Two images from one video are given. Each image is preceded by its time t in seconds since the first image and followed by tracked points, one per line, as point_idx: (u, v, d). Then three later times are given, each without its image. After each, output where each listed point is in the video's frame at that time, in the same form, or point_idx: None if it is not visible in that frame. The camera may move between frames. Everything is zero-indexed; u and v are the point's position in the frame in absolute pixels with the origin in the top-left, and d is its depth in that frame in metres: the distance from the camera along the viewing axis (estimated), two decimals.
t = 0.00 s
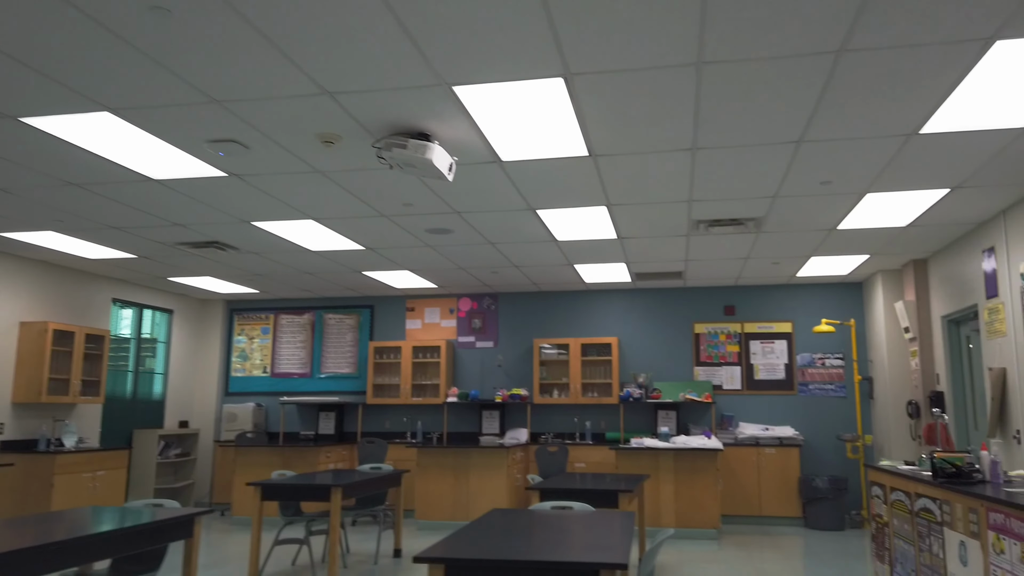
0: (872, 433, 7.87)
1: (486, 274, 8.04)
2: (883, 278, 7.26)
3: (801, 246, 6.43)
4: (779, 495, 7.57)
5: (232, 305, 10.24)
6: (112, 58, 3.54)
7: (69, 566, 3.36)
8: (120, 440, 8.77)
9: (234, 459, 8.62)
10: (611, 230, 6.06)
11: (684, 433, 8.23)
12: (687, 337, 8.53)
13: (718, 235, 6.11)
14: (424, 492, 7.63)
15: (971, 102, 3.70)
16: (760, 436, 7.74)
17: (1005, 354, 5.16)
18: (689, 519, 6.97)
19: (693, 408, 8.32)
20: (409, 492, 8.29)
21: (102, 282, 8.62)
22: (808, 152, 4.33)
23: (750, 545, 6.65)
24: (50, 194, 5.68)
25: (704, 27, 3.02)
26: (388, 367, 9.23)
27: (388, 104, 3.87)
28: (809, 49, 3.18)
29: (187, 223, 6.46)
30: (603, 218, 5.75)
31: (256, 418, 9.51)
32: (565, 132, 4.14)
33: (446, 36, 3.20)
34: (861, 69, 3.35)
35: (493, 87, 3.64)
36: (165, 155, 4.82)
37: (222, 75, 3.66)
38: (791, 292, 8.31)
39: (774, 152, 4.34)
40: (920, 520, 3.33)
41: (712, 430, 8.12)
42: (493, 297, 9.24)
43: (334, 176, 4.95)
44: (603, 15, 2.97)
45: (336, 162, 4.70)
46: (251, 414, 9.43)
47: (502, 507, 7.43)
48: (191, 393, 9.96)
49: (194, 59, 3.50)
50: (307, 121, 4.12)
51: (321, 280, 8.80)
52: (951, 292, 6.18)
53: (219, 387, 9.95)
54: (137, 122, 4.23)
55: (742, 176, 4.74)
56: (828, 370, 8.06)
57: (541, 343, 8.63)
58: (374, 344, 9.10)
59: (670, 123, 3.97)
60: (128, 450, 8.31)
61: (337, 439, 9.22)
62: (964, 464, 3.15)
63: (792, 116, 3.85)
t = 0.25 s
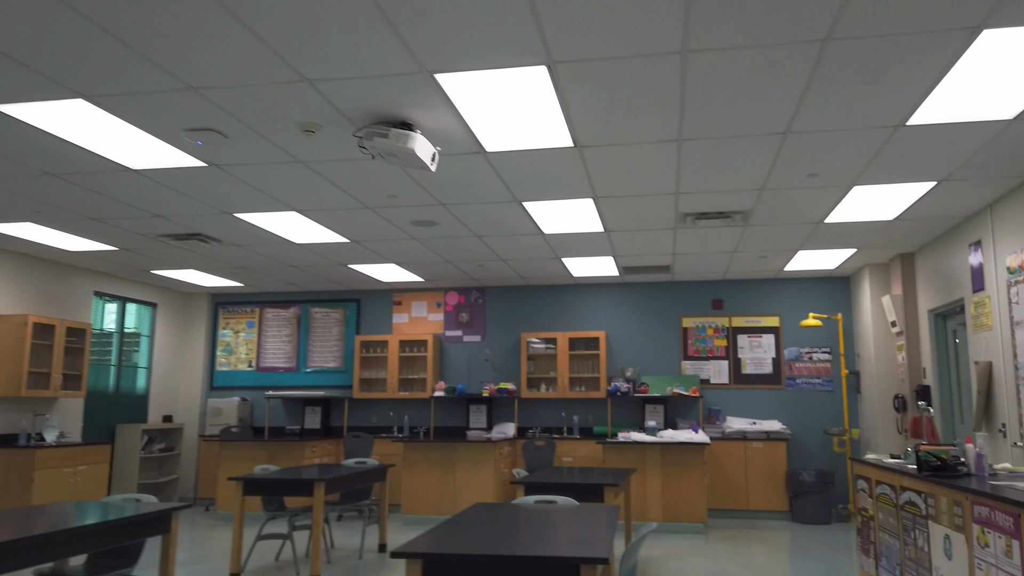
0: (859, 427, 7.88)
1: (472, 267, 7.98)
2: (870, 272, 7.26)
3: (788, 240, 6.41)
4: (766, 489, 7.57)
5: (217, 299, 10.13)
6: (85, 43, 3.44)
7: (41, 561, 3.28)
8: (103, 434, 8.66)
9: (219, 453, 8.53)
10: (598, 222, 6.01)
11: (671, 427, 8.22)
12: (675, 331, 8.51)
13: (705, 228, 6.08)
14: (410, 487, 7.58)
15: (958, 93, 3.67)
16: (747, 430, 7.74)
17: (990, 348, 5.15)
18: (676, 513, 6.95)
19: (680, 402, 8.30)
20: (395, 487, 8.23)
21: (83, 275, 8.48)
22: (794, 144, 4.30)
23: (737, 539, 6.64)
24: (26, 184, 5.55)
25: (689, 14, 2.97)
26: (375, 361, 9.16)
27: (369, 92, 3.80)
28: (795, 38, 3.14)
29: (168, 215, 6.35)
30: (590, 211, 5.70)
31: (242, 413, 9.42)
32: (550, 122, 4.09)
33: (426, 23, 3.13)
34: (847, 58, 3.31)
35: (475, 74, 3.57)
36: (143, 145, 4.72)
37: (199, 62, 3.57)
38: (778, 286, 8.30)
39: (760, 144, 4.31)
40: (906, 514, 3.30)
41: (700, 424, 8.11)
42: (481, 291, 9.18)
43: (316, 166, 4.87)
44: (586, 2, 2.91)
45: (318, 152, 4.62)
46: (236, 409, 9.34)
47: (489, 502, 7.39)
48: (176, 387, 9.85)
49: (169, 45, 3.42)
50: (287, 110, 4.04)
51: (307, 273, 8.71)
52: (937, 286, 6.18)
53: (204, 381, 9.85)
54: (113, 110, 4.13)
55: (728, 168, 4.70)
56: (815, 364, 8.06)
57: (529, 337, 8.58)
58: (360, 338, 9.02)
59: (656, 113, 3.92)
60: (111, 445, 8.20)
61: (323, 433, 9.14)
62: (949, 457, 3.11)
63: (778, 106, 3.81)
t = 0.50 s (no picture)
0: (850, 421, 7.87)
1: (462, 261, 7.91)
2: (862, 267, 7.23)
3: (779, 233, 6.37)
4: (757, 484, 7.55)
5: (205, 293, 10.02)
6: (58, 29, 3.34)
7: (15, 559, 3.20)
8: (89, 430, 8.56)
9: (206, 448, 8.44)
10: (587, 215, 5.95)
11: (662, 422, 8.18)
12: (666, 325, 8.47)
13: (696, 221, 6.03)
14: (400, 482, 7.52)
15: (949, 83, 3.62)
16: (739, 425, 7.71)
17: (981, 341, 5.13)
18: (666, 508, 6.92)
19: (672, 396, 8.27)
20: (385, 482, 8.17)
21: (68, 268, 8.36)
22: (785, 135, 4.24)
23: (727, 533, 6.61)
24: (5, 175, 5.44)
25: None
26: (364, 356, 9.08)
27: (352, 81, 3.71)
28: (784, 25, 3.07)
29: (152, 207, 6.25)
30: (579, 203, 5.64)
31: (230, 408, 9.34)
32: (537, 111, 4.02)
33: (407, 9, 3.05)
34: (838, 47, 3.25)
35: (459, 62, 3.50)
36: (124, 134, 4.62)
37: (176, 49, 3.48)
38: (770, 280, 8.27)
39: (751, 135, 4.25)
40: (895, 509, 3.25)
41: (691, 419, 8.07)
42: (471, 285, 9.12)
43: (301, 157, 4.78)
44: None
45: (302, 143, 4.54)
46: (224, 404, 9.25)
47: (479, 498, 7.33)
48: (163, 382, 9.75)
49: (145, 30, 3.32)
50: (269, 98, 3.96)
51: (295, 267, 8.62)
52: (928, 280, 6.15)
53: (192, 376, 9.76)
54: (91, 98, 4.03)
55: (718, 159, 4.64)
56: (807, 358, 8.03)
57: (520, 332, 8.52)
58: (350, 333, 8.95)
59: (645, 102, 3.85)
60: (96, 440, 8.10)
61: (312, 428, 9.07)
62: (939, 452, 3.07)
63: (768, 96, 3.76)
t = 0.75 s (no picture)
0: (844, 416, 7.84)
1: (455, 256, 7.85)
2: (856, 261, 7.19)
3: (773, 227, 6.32)
4: (750, 479, 7.52)
5: (196, 288, 9.94)
6: (34, 17, 3.26)
7: None
8: (78, 425, 8.48)
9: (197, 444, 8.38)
10: (579, 209, 5.89)
11: (656, 417, 8.14)
12: (660, 320, 8.43)
13: (689, 216, 5.98)
14: (391, 478, 7.47)
15: (943, 74, 3.57)
16: (732, 420, 7.68)
17: (975, 336, 5.09)
18: (659, 504, 6.88)
19: (665, 391, 8.23)
20: (376, 478, 8.12)
21: (56, 263, 8.27)
22: (777, 127, 4.18)
23: (720, 529, 6.59)
24: None
25: None
26: (357, 351, 9.02)
27: (337, 71, 3.64)
28: (776, 14, 3.01)
29: (139, 201, 6.17)
30: (571, 197, 5.57)
31: (221, 403, 9.27)
32: (526, 103, 3.95)
33: None
34: (831, 37, 3.19)
35: (446, 52, 3.43)
36: (107, 126, 4.53)
37: (157, 38, 3.40)
38: (764, 275, 8.22)
39: (743, 127, 4.19)
40: (887, 506, 3.21)
41: (684, 414, 8.04)
42: (464, 280, 9.05)
43: (288, 149, 4.71)
44: None
45: (288, 135, 4.47)
46: (215, 399, 9.18)
47: (471, 495, 7.28)
48: (154, 377, 9.68)
49: (123, 19, 3.24)
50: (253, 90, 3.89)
51: (286, 262, 8.55)
52: (923, 274, 6.11)
53: (183, 371, 9.69)
54: (71, 88, 3.95)
55: (710, 152, 4.58)
56: (801, 354, 8.00)
57: (513, 327, 8.47)
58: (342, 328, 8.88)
59: (634, 94, 3.79)
60: (85, 436, 8.02)
61: (304, 424, 9.01)
62: (932, 448, 3.02)
63: (760, 88, 3.70)
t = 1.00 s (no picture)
0: (838, 412, 7.80)
1: (447, 251, 7.79)
2: (851, 257, 7.14)
3: (767, 223, 6.27)
4: (744, 476, 7.48)
5: (187, 283, 9.86)
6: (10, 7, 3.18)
7: None
8: (68, 422, 8.40)
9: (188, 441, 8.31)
10: (572, 205, 5.83)
11: (650, 413, 8.10)
12: (654, 316, 8.38)
13: (683, 211, 5.92)
14: (383, 475, 7.42)
15: (938, 67, 3.51)
16: (727, 417, 7.64)
17: (970, 333, 5.05)
18: (652, 501, 6.83)
19: (659, 388, 8.19)
20: (368, 475, 8.06)
21: (45, 258, 8.17)
22: (771, 121, 4.13)
23: (713, 526, 6.55)
24: None
25: None
26: (349, 347, 8.96)
27: (322, 63, 3.57)
28: (768, 5, 2.95)
29: (126, 195, 6.08)
30: (563, 192, 5.51)
31: (213, 400, 9.20)
32: (516, 96, 3.89)
33: None
34: (824, 29, 3.13)
35: (432, 43, 3.36)
36: (90, 119, 4.45)
37: (136, 29, 3.32)
38: (759, 270, 8.18)
39: (736, 121, 4.13)
40: (880, 505, 3.16)
41: (679, 411, 8.00)
42: (458, 275, 8.99)
43: (275, 143, 4.64)
44: None
45: (275, 128, 4.40)
46: (207, 396, 9.11)
47: (463, 493, 7.23)
48: (145, 374, 9.61)
49: (100, 8, 3.16)
50: (237, 82, 3.81)
51: (278, 257, 8.47)
52: (918, 270, 6.07)
53: (174, 368, 9.62)
54: (51, 80, 3.86)
55: (703, 147, 4.52)
56: (796, 350, 7.95)
57: (507, 323, 8.41)
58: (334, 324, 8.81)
59: (625, 87, 3.73)
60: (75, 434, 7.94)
61: (296, 421, 8.95)
62: (925, 447, 2.96)
63: (753, 81, 3.64)
